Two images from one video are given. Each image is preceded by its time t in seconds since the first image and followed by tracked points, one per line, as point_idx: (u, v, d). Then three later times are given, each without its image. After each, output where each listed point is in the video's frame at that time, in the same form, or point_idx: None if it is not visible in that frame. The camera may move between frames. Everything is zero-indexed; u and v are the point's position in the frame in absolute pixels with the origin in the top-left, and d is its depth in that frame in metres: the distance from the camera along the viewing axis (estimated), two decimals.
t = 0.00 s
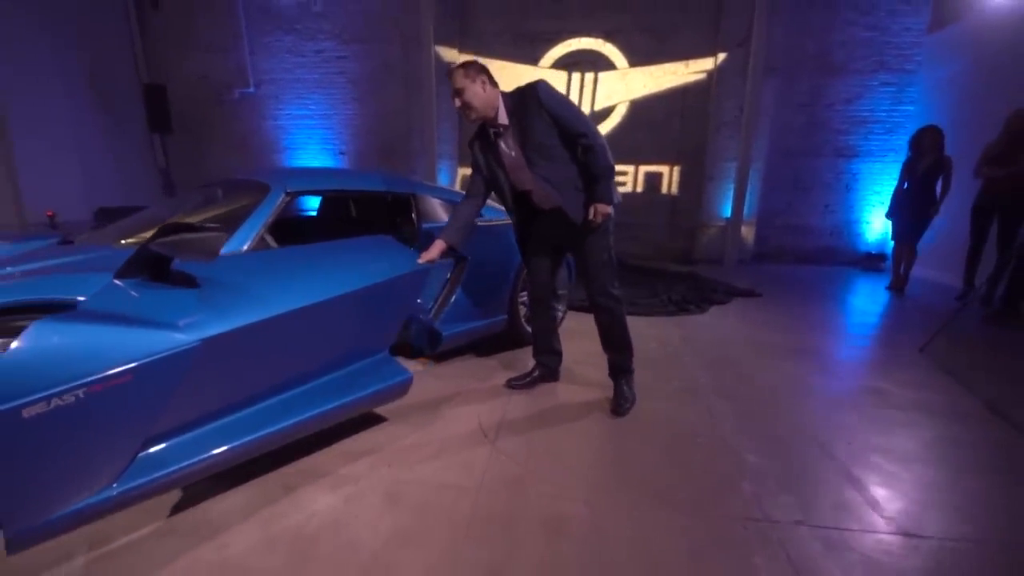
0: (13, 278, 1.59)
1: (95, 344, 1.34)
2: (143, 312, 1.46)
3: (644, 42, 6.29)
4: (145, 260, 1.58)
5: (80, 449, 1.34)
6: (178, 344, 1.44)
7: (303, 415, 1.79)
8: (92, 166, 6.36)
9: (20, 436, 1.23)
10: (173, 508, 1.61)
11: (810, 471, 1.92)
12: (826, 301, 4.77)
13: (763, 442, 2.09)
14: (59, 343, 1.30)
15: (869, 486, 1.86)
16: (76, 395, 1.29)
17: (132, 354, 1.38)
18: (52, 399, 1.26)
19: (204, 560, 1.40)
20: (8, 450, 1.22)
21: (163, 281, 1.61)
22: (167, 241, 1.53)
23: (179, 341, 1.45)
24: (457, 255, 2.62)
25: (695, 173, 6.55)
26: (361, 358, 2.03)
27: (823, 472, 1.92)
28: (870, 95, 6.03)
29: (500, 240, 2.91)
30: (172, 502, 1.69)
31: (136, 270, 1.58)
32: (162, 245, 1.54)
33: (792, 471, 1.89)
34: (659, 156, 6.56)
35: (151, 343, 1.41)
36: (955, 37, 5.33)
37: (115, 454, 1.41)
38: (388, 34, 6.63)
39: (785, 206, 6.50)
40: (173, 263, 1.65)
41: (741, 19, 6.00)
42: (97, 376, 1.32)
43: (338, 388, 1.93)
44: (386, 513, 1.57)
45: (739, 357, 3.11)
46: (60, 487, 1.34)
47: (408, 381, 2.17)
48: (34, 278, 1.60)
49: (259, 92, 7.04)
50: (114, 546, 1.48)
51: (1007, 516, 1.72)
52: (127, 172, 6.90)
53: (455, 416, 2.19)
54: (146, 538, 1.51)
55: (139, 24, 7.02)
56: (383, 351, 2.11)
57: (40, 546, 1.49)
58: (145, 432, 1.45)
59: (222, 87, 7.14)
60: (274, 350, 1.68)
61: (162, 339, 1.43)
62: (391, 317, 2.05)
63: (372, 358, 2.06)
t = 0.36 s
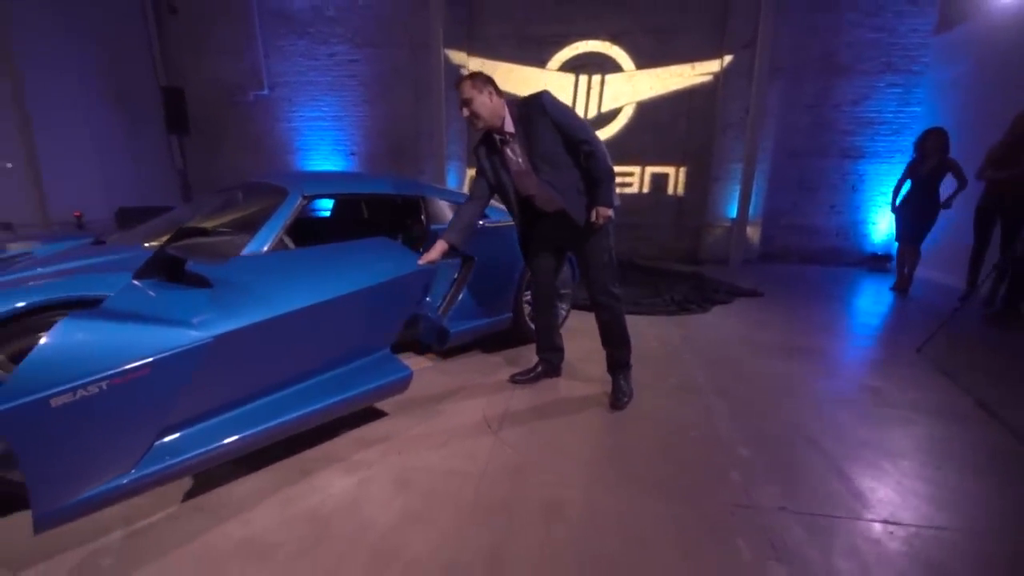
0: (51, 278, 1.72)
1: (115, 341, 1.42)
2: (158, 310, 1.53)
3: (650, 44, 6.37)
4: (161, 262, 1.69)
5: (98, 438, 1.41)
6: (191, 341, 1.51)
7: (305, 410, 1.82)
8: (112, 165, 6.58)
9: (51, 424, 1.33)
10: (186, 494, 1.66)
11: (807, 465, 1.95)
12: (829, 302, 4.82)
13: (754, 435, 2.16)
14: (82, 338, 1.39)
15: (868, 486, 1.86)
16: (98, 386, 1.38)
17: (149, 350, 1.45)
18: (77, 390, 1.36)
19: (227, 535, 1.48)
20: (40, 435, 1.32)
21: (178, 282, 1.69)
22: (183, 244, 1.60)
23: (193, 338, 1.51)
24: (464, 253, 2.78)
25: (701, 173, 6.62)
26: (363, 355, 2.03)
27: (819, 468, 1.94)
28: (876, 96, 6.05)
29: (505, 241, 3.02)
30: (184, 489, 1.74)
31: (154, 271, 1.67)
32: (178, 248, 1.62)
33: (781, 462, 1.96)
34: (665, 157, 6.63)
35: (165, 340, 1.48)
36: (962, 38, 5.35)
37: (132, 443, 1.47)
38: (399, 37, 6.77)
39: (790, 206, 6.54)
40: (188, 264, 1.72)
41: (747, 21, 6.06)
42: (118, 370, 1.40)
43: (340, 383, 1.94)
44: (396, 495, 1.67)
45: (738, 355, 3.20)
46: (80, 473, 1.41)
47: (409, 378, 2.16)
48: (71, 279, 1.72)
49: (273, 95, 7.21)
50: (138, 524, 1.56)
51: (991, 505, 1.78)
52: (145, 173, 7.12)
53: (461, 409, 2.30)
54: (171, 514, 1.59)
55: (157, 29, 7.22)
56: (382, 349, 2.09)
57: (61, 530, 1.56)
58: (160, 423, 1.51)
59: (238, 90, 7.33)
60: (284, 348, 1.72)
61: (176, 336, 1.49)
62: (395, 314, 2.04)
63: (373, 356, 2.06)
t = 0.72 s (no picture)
0: (81, 277, 1.80)
1: (136, 336, 1.49)
2: (176, 307, 1.59)
3: (660, 46, 6.40)
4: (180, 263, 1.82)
5: (119, 427, 1.48)
6: (206, 337, 1.57)
7: (313, 404, 1.85)
8: (133, 165, 6.79)
9: (77, 414, 1.41)
10: (201, 482, 1.72)
11: (807, 463, 1.98)
12: (837, 303, 4.82)
13: (753, 433, 2.20)
14: (105, 333, 1.46)
15: (869, 486, 1.87)
16: (120, 377, 1.45)
17: (166, 345, 1.51)
18: (101, 381, 1.43)
19: (248, 518, 1.56)
20: (66, 422, 1.40)
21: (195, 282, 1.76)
22: (200, 245, 1.76)
23: (208, 334, 1.57)
24: (471, 254, 2.87)
25: (710, 174, 6.64)
26: (370, 351, 2.06)
27: (818, 466, 1.96)
28: (888, 97, 6.02)
29: (512, 242, 3.10)
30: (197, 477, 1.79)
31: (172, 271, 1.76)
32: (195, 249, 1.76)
33: (779, 459, 1.99)
34: (674, 159, 6.66)
35: (182, 335, 1.54)
36: (976, 39, 5.31)
37: (150, 433, 1.54)
38: (411, 40, 6.88)
39: (800, 207, 6.53)
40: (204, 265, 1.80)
41: (757, 22, 6.07)
42: (138, 363, 1.47)
43: (346, 378, 1.97)
44: (406, 485, 1.74)
45: (741, 354, 3.24)
46: (101, 460, 1.48)
47: (414, 374, 2.19)
48: (101, 278, 1.81)
49: (288, 97, 7.37)
50: (157, 509, 1.61)
51: (988, 503, 1.81)
52: (164, 174, 7.33)
53: (468, 404, 2.38)
54: (189, 498, 1.66)
55: (177, 34, 7.42)
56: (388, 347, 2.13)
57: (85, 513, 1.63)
58: (176, 414, 1.57)
59: (255, 93, 7.50)
60: (293, 343, 1.77)
61: (192, 331, 1.56)
62: (399, 309, 2.08)
63: (378, 353, 2.08)
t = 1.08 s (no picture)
0: (110, 275, 1.89)
1: (160, 330, 1.58)
2: (197, 304, 1.68)
3: (674, 48, 6.40)
4: (200, 260, 1.87)
5: (144, 417, 1.56)
6: (225, 332, 1.65)
7: (325, 397, 1.93)
8: (158, 167, 7.01)
9: (105, 403, 1.50)
10: (219, 470, 1.80)
11: (811, 462, 2.00)
12: (853, 306, 4.78)
13: (757, 432, 2.22)
14: (133, 327, 1.55)
15: (871, 486, 1.88)
16: (146, 369, 1.54)
17: (188, 339, 1.60)
18: (128, 372, 1.52)
19: (267, 503, 1.64)
20: (96, 410, 1.49)
21: (215, 280, 1.84)
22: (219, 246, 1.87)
23: (228, 330, 1.66)
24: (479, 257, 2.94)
25: (724, 175, 6.61)
26: (379, 348, 2.13)
27: (820, 466, 1.98)
28: (905, 98, 5.93)
29: (523, 243, 3.16)
30: (216, 466, 1.88)
31: (193, 269, 1.84)
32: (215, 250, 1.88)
33: (781, 459, 2.01)
34: (687, 160, 6.65)
35: (203, 330, 1.63)
36: (996, 38, 5.21)
37: (172, 422, 1.62)
38: (426, 44, 6.98)
39: (816, 209, 6.47)
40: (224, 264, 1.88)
41: (772, 22, 6.03)
42: (162, 356, 1.56)
43: (354, 373, 2.03)
44: (416, 476, 1.81)
45: (750, 355, 3.25)
46: (127, 446, 1.57)
47: (423, 371, 2.25)
48: (130, 277, 1.90)
49: (306, 100, 7.53)
50: (179, 495, 1.69)
51: (992, 505, 1.81)
52: (188, 175, 7.55)
53: (477, 400, 2.44)
54: (209, 486, 1.74)
55: (200, 40, 7.64)
56: (397, 345, 2.20)
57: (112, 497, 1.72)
58: (197, 405, 1.65)
59: (274, 96, 7.68)
60: (305, 340, 1.85)
61: (212, 327, 1.64)
62: (407, 307, 2.13)
63: (387, 350, 2.15)
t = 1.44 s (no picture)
0: (146, 273, 2.02)
1: (193, 323, 1.69)
2: (226, 299, 1.79)
3: (694, 47, 6.37)
4: (229, 259, 1.98)
5: (176, 404, 1.67)
6: (252, 326, 1.76)
7: (343, 390, 2.03)
8: (190, 167, 7.31)
9: (142, 391, 1.61)
10: (244, 457, 1.90)
11: (819, 462, 2.01)
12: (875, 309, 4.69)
13: (766, 432, 2.23)
14: (169, 319, 1.66)
15: (879, 487, 1.88)
16: (180, 359, 1.65)
17: (217, 332, 1.71)
18: (163, 362, 1.63)
19: (287, 489, 1.74)
20: (134, 397, 1.60)
21: (243, 277, 1.95)
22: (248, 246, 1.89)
23: (254, 324, 1.77)
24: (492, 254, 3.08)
25: (744, 176, 6.54)
26: (395, 344, 2.21)
27: (828, 466, 1.99)
28: (934, 96, 5.78)
29: (538, 243, 3.22)
30: (242, 453, 1.99)
31: (223, 266, 1.96)
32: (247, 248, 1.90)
33: (789, 459, 2.02)
34: (707, 160, 6.61)
35: (232, 325, 1.74)
36: None
37: (201, 410, 1.73)
38: (446, 46, 7.08)
39: (839, 209, 6.36)
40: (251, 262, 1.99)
41: (795, 20, 5.95)
42: (193, 348, 1.67)
43: (369, 369, 2.12)
44: (428, 467, 1.89)
45: (764, 357, 3.24)
46: (160, 432, 1.68)
47: (437, 367, 2.33)
48: (165, 274, 2.03)
49: (330, 103, 7.73)
50: (208, 478, 1.81)
51: (1004, 509, 1.79)
52: (217, 176, 7.82)
53: (490, 396, 2.51)
54: (236, 470, 1.85)
55: (230, 45, 7.90)
56: (412, 341, 2.28)
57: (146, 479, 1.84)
58: (224, 395, 1.76)
59: (299, 99, 7.89)
60: (326, 335, 1.95)
61: (240, 321, 1.75)
62: (421, 304, 2.21)
63: (402, 347, 2.23)
